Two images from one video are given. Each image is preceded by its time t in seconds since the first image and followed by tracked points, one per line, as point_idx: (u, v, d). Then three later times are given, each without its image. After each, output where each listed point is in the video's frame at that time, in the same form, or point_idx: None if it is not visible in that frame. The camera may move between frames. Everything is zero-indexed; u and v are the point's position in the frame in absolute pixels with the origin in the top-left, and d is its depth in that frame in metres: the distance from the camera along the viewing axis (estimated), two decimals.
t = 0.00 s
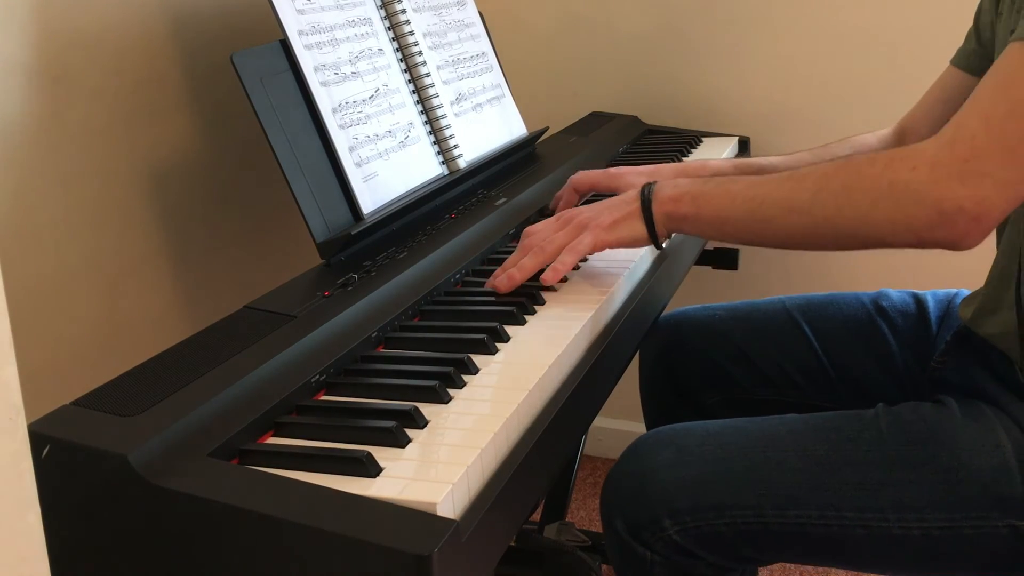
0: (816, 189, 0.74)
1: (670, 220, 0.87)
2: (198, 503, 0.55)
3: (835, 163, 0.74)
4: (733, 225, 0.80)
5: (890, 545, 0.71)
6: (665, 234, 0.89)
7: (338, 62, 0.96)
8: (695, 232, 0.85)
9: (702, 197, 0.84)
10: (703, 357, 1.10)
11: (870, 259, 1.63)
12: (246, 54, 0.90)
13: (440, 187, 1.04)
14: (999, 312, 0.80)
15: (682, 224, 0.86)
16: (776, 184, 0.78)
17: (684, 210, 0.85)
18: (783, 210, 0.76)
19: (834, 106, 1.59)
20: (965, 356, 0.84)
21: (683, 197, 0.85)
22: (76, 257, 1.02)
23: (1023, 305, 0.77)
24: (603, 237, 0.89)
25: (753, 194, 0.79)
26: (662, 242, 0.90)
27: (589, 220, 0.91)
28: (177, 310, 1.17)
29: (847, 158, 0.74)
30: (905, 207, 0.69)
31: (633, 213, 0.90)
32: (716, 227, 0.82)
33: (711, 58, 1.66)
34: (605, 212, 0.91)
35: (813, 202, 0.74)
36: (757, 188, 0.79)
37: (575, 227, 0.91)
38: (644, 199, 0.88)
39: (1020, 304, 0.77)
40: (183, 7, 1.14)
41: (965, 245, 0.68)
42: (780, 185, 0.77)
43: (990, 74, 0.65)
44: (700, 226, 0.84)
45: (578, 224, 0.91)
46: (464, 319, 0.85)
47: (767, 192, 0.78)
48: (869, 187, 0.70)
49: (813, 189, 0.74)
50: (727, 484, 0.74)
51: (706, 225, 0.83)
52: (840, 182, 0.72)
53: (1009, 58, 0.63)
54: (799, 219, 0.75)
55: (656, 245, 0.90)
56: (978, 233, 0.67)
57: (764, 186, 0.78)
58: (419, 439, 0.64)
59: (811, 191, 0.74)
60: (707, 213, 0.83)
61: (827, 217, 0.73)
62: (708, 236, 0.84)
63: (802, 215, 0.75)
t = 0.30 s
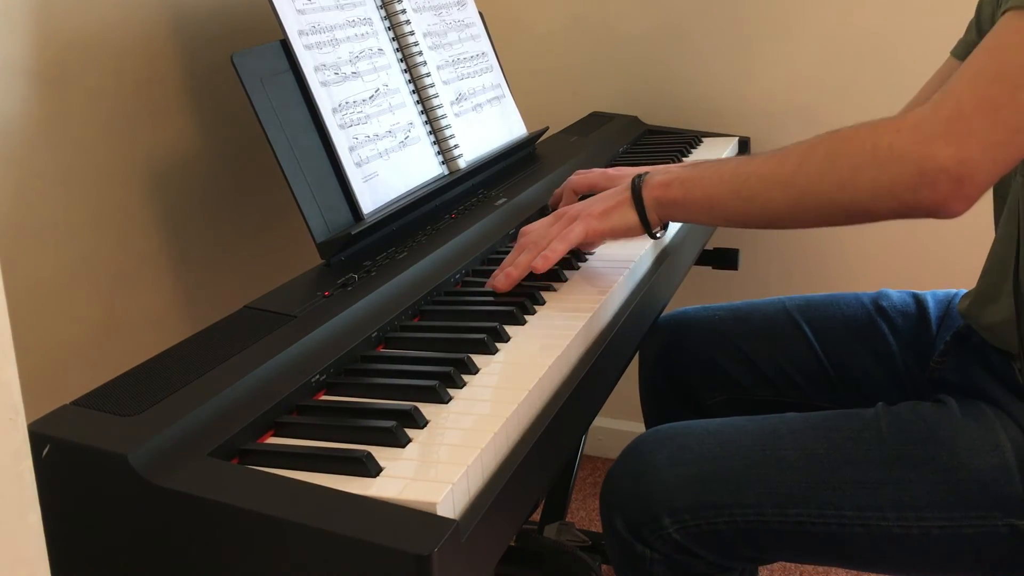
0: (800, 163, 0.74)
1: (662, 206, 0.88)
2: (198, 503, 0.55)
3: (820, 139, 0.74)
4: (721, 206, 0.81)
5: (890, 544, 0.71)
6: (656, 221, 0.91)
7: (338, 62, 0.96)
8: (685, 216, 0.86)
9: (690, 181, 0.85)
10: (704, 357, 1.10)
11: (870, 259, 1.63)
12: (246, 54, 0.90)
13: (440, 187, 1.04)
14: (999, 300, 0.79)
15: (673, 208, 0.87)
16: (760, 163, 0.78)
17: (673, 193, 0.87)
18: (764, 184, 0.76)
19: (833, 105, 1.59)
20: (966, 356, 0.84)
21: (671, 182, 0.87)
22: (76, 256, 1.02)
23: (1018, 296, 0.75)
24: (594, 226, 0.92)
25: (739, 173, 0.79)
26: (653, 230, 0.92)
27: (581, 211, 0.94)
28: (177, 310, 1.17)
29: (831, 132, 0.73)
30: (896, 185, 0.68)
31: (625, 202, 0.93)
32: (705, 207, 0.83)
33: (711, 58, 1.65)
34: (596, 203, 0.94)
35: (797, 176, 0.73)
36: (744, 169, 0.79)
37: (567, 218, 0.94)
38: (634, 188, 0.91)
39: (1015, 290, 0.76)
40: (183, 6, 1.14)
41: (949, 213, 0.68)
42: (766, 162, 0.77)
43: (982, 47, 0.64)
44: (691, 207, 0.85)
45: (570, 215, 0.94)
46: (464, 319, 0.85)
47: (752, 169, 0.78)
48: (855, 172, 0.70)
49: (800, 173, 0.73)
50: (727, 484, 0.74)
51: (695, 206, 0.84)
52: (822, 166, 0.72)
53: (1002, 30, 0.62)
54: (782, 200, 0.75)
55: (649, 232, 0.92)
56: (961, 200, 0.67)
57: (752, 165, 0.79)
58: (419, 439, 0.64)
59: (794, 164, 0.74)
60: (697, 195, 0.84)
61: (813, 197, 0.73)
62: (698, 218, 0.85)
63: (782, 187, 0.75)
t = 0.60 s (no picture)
0: (794, 149, 0.74)
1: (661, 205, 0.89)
2: (199, 503, 0.55)
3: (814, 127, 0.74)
4: (719, 199, 0.82)
5: (890, 545, 0.71)
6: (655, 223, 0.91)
7: (338, 62, 0.96)
8: (685, 213, 0.87)
9: (686, 178, 0.87)
10: (703, 357, 1.10)
11: (870, 259, 1.63)
12: (246, 54, 0.90)
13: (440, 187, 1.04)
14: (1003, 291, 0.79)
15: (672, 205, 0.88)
16: (754, 156, 0.80)
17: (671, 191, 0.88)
18: (758, 173, 0.78)
19: (834, 105, 1.59)
20: (966, 356, 0.84)
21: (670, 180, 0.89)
22: (76, 257, 1.03)
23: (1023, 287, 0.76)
24: (592, 224, 0.93)
25: (734, 165, 0.81)
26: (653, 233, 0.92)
27: (581, 209, 0.95)
28: (177, 310, 1.17)
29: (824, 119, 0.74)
30: (893, 174, 0.68)
31: (626, 204, 0.93)
32: (704, 204, 0.84)
33: (711, 58, 1.65)
34: (597, 203, 0.96)
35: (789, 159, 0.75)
36: (738, 162, 0.81)
37: (567, 216, 0.95)
38: (635, 191, 0.91)
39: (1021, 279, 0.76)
40: (182, 5, 1.14)
41: (945, 185, 0.66)
42: (759, 153, 0.79)
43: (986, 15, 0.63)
44: (691, 204, 0.86)
45: (570, 213, 0.95)
46: (464, 319, 0.85)
47: (745, 160, 0.80)
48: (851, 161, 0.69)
49: (799, 165, 0.73)
50: (727, 485, 0.74)
51: (694, 201, 0.85)
52: (819, 159, 0.72)
53: None
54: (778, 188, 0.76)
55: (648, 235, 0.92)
56: (955, 172, 0.65)
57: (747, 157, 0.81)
58: (418, 439, 0.64)
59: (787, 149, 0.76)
60: (695, 191, 0.85)
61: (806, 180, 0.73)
62: (699, 215, 0.86)
63: (777, 172, 0.76)
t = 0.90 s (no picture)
0: (805, 159, 0.75)
1: (669, 217, 0.88)
2: (198, 503, 0.55)
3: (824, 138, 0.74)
4: (726, 209, 0.82)
5: (891, 546, 0.71)
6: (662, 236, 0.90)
7: (338, 62, 0.96)
8: (691, 226, 0.87)
9: (696, 188, 0.86)
10: (703, 356, 1.10)
11: (871, 260, 1.63)
12: (246, 54, 0.90)
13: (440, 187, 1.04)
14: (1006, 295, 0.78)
15: (680, 216, 0.87)
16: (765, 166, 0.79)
17: (679, 204, 0.87)
18: (768, 185, 0.77)
19: (834, 105, 1.59)
20: (966, 356, 0.84)
21: (678, 193, 0.88)
22: (76, 257, 1.03)
23: None
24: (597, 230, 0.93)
25: (744, 176, 0.81)
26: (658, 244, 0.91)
27: (588, 215, 0.95)
28: (177, 310, 1.17)
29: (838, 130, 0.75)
30: (893, 172, 0.68)
31: (632, 212, 0.92)
32: (711, 213, 0.84)
33: (711, 57, 1.65)
34: (606, 208, 0.95)
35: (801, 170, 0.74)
36: (748, 173, 0.81)
37: (573, 221, 0.95)
38: (643, 200, 0.90)
39: None
40: (183, 6, 1.14)
41: (955, 198, 0.67)
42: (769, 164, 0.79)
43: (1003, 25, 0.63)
44: (697, 214, 0.85)
45: (577, 219, 0.95)
46: (465, 319, 0.85)
47: (756, 171, 0.80)
48: (860, 173, 0.70)
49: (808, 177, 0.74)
50: (727, 486, 0.74)
51: (700, 212, 0.85)
52: (829, 171, 0.72)
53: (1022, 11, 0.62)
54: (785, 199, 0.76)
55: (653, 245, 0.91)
56: (966, 185, 0.65)
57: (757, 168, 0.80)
58: (418, 439, 0.64)
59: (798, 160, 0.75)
60: (702, 201, 0.85)
61: (814, 191, 0.73)
62: (704, 226, 0.85)
63: (786, 186, 0.75)
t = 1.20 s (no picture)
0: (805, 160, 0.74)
1: (676, 230, 0.88)
2: (198, 504, 0.55)
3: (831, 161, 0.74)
4: (737, 224, 0.82)
5: (891, 548, 0.71)
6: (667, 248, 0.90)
7: (338, 62, 0.96)
8: (699, 241, 0.87)
9: (707, 203, 0.86)
10: (703, 355, 1.10)
11: (871, 261, 1.63)
12: (246, 54, 0.90)
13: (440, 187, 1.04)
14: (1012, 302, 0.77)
15: (689, 230, 0.87)
16: (776, 185, 0.79)
17: (688, 217, 0.87)
18: (782, 207, 0.77)
19: (835, 105, 1.59)
20: (966, 356, 0.84)
21: (687, 207, 0.88)
22: (76, 257, 1.03)
23: None
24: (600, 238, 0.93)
25: (755, 194, 0.81)
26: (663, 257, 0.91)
27: (594, 222, 0.95)
28: (177, 310, 1.17)
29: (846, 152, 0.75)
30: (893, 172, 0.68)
31: (639, 224, 0.92)
32: (721, 230, 0.83)
33: (711, 57, 1.65)
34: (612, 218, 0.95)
35: (814, 196, 0.74)
36: (758, 191, 0.81)
37: (579, 226, 0.95)
38: (652, 211, 0.91)
39: None
40: (183, 6, 1.14)
41: (965, 226, 0.67)
42: (778, 183, 0.79)
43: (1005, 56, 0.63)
44: (707, 229, 0.85)
45: (583, 224, 0.95)
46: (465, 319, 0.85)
47: (767, 190, 0.80)
48: (873, 200, 0.70)
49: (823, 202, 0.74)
50: (727, 489, 0.74)
51: (709, 225, 0.85)
52: (841, 197, 0.72)
53: None
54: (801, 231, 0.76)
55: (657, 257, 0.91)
56: (977, 215, 0.65)
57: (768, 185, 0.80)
58: (418, 439, 0.64)
59: (809, 182, 0.75)
60: (712, 216, 0.84)
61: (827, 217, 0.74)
62: (714, 243, 0.85)
63: (803, 211, 0.75)
